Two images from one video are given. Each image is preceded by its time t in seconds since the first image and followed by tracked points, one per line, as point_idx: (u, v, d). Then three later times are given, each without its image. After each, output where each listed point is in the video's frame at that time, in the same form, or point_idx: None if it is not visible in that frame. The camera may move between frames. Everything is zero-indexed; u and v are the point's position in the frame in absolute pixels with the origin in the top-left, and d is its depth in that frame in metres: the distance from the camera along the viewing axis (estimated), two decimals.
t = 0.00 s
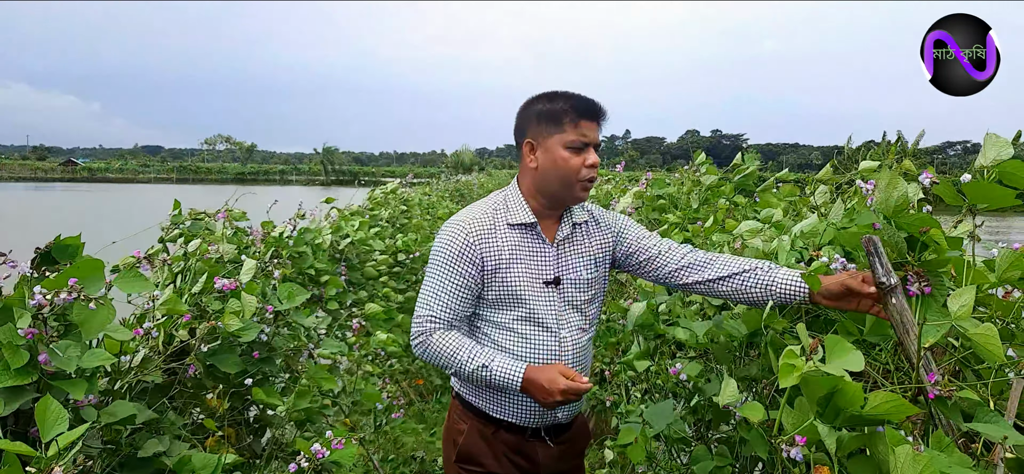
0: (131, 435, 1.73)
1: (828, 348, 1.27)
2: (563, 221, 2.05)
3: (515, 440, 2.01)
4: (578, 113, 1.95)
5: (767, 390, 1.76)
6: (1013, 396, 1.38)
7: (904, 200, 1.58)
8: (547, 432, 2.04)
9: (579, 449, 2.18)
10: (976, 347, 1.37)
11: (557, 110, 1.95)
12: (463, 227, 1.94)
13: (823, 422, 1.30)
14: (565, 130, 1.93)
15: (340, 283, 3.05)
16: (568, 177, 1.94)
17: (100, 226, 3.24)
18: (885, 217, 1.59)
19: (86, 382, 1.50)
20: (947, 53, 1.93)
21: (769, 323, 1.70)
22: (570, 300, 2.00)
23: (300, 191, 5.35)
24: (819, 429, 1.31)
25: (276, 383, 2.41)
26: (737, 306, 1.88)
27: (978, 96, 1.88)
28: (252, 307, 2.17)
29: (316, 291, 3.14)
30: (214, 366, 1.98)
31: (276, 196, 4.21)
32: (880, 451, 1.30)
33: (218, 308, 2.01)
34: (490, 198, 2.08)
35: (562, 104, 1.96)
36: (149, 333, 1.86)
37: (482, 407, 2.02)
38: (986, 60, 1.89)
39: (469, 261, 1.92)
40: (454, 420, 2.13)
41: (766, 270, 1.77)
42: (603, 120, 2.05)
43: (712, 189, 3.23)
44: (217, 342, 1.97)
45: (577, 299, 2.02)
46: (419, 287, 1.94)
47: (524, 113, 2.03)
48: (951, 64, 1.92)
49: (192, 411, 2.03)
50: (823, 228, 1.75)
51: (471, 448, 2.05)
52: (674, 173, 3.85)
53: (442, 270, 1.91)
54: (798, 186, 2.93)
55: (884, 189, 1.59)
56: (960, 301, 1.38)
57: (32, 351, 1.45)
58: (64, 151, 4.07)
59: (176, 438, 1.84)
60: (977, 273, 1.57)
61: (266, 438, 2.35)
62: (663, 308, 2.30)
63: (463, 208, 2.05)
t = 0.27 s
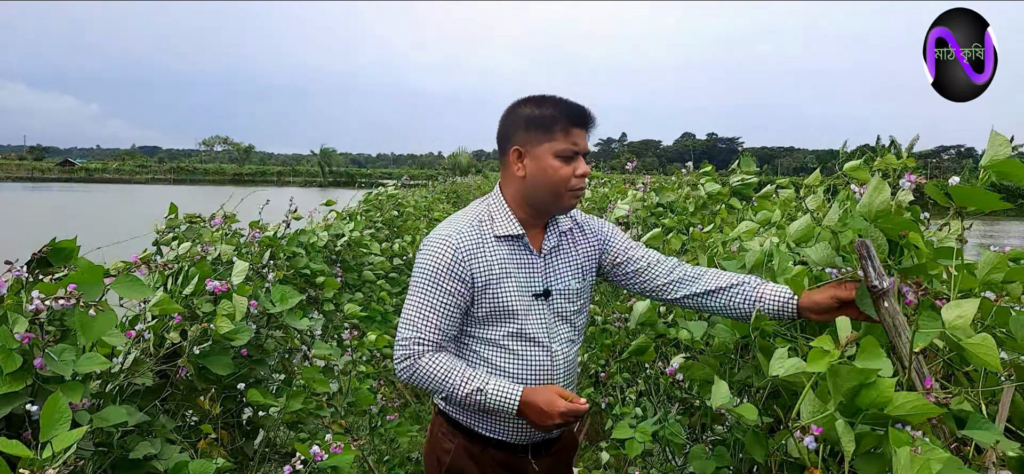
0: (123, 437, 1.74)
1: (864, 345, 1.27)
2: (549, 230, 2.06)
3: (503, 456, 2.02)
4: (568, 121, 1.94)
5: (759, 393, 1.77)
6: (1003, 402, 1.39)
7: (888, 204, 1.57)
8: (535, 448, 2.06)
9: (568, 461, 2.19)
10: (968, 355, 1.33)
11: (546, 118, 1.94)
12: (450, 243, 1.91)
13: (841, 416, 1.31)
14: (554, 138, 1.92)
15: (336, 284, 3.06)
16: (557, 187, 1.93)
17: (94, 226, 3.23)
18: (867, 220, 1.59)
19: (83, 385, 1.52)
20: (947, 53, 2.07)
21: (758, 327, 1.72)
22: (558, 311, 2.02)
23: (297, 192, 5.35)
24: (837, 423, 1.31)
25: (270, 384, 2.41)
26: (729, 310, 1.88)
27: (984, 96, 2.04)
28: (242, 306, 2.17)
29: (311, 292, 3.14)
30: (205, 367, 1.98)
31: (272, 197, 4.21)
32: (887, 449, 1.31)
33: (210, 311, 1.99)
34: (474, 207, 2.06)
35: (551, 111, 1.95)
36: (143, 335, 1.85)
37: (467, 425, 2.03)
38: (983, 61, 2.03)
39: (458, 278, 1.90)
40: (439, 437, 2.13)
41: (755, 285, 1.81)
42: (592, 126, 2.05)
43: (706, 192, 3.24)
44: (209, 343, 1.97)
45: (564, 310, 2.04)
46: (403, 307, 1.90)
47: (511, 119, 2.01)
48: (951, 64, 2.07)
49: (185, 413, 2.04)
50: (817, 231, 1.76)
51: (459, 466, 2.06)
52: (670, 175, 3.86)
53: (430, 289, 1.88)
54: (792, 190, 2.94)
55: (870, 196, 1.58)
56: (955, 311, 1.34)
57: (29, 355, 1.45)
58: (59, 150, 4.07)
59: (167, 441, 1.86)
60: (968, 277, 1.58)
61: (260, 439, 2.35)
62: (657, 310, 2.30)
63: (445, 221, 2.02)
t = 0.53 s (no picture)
0: (118, 437, 1.73)
1: (804, 360, 1.30)
2: (545, 229, 2.06)
3: (504, 460, 2.02)
4: (567, 121, 1.93)
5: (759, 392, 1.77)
6: (1002, 400, 1.38)
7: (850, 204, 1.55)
8: (538, 450, 2.06)
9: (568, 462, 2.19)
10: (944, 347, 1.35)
11: (545, 117, 1.92)
12: (456, 246, 1.86)
13: (803, 434, 1.32)
14: (553, 138, 1.92)
15: (335, 283, 3.05)
16: (557, 187, 1.93)
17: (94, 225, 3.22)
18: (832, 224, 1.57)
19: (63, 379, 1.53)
20: (947, 53, 2.18)
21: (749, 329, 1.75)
22: (558, 310, 2.03)
23: (297, 191, 5.35)
24: (798, 440, 1.32)
25: (269, 383, 2.41)
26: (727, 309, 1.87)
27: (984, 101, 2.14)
28: (236, 306, 2.17)
29: (310, 291, 3.14)
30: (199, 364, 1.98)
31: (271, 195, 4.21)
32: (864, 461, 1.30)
33: (201, 307, 1.98)
34: (469, 207, 2.02)
35: (550, 111, 1.93)
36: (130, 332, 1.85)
37: (469, 431, 2.02)
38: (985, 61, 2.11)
39: (466, 282, 1.86)
40: (438, 443, 2.11)
41: (728, 302, 1.87)
42: (589, 125, 2.04)
43: (707, 190, 3.24)
44: (202, 340, 1.96)
45: (563, 308, 2.05)
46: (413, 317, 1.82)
47: (509, 118, 1.99)
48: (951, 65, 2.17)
49: (182, 413, 2.03)
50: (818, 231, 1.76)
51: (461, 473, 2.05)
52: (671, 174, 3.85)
53: (441, 294, 1.82)
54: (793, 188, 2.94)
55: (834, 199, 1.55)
56: (915, 306, 1.34)
57: (7, 349, 1.46)
58: (59, 149, 4.06)
59: (163, 441, 1.86)
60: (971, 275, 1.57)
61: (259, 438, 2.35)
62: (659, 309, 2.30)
63: (439, 225, 1.97)
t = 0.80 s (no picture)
0: (116, 433, 1.73)
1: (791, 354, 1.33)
2: (540, 222, 2.10)
3: (506, 451, 2.03)
4: (561, 116, 1.98)
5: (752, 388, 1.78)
6: (995, 394, 1.38)
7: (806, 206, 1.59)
8: (538, 440, 2.08)
9: (563, 454, 2.22)
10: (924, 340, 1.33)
11: (540, 113, 1.97)
12: (474, 233, 1.89)
13: (798, 426, 1.32)
14: (547, 133, 1.96)
15: (330, 280, 3.05)
16: (552, 180, 1.97)
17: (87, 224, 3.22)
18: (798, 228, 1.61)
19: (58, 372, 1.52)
20: (947, 53, 2.14)
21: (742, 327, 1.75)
22: (557, 301, 2.09)
23: (292, 189, 5.34)
24: (793, 433, 1.33)
25: (264, 380, 2.40)
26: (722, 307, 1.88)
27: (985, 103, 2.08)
28: (232, 300, 2.17)
29: (305, 289, 3.14)
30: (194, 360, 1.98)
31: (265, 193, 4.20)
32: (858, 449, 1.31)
33: (194, 301, 1.99)
34: (468, 202, 2.05)
35: (544, 107, 1.98)
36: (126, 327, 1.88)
37: (472, 423, 2.02)
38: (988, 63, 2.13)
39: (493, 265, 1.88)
40: (438, 437, 2.11)
41: (712, 299, 1.91)
42: (583, 121, 2.09)
43: (701, 187, 3.25)
44: (197, 334, 1.95)
45: (561, 300, 2.11)
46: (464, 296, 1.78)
47: (505, 116, 2.04)
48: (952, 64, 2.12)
49: (179, 409, 2.04)
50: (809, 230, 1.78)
51: (462, 465, 2.05)
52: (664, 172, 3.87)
53: (482, 272, 1.82)
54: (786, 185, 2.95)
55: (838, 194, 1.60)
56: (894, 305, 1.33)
57: (8, 339, 1.46)
58: (52, 148, 4.05)
59: (161, 436, 1.86)
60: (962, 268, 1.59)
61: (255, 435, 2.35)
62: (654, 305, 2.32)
63: (443, 220, 1.98)
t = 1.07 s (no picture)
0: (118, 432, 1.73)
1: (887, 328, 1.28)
2: (540, 214, 2.13)
3: (509, 438, 2.05)
4: (559, 112, 1.99)
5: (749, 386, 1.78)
6: (990, 389, 1.39)
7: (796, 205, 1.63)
8: (540, 427, 2.10)
9: (562, 442, 2.25)
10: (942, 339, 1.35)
11: (537, 109, 1.98)
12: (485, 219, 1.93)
13: (855, 400, 1.32)
14: (545, 128, 1.97)
15: (326, 278, 3.05)
16: (548, 176, 1.99)
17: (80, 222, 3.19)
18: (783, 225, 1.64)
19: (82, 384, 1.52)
20: (945, 53, 2.14)
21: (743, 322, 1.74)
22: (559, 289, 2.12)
23: (285, 187, 5.31)
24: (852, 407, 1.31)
25: (261, 379, 2.40)
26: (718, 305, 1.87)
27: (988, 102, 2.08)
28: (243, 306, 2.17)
29: (301, 287, 3.13)
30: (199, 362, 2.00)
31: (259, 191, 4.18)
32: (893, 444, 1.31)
33: (209, 309, 2.01)
34: (469, 193, 2.08)
35: (542, 102, 1.99)
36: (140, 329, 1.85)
37: (477, 409, 2.04)
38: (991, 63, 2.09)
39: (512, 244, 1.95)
40: (442, 425, 2.12)
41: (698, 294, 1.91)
42: (582, 117, 2.10)
43: (696, 185, 3.26)
44: (211, 345, 2.00)
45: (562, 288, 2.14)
46: (503, 267, 1.82)
47: (503, 110, 2.05)
48: (949, 66, 2.13)
49: (176, 409, 2.02)
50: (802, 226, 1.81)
51: (466, 452, 2.07)
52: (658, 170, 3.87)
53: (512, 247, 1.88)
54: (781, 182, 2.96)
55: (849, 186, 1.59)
56: (919, 298, 1.36)
57: (36, 350, 1.46)
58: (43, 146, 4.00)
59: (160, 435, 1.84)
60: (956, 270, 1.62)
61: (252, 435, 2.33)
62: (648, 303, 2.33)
63: (450, 207, 2.03)
